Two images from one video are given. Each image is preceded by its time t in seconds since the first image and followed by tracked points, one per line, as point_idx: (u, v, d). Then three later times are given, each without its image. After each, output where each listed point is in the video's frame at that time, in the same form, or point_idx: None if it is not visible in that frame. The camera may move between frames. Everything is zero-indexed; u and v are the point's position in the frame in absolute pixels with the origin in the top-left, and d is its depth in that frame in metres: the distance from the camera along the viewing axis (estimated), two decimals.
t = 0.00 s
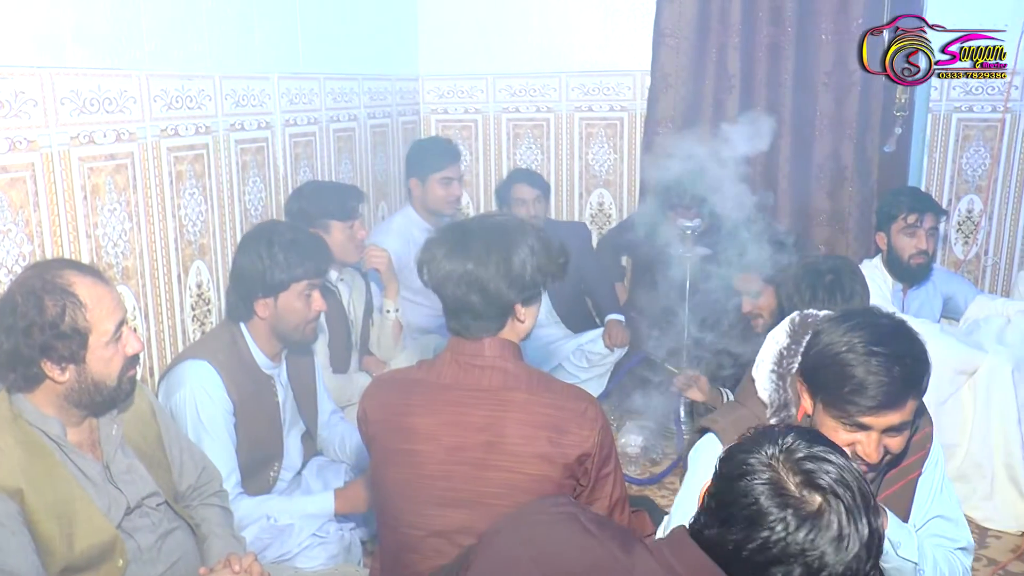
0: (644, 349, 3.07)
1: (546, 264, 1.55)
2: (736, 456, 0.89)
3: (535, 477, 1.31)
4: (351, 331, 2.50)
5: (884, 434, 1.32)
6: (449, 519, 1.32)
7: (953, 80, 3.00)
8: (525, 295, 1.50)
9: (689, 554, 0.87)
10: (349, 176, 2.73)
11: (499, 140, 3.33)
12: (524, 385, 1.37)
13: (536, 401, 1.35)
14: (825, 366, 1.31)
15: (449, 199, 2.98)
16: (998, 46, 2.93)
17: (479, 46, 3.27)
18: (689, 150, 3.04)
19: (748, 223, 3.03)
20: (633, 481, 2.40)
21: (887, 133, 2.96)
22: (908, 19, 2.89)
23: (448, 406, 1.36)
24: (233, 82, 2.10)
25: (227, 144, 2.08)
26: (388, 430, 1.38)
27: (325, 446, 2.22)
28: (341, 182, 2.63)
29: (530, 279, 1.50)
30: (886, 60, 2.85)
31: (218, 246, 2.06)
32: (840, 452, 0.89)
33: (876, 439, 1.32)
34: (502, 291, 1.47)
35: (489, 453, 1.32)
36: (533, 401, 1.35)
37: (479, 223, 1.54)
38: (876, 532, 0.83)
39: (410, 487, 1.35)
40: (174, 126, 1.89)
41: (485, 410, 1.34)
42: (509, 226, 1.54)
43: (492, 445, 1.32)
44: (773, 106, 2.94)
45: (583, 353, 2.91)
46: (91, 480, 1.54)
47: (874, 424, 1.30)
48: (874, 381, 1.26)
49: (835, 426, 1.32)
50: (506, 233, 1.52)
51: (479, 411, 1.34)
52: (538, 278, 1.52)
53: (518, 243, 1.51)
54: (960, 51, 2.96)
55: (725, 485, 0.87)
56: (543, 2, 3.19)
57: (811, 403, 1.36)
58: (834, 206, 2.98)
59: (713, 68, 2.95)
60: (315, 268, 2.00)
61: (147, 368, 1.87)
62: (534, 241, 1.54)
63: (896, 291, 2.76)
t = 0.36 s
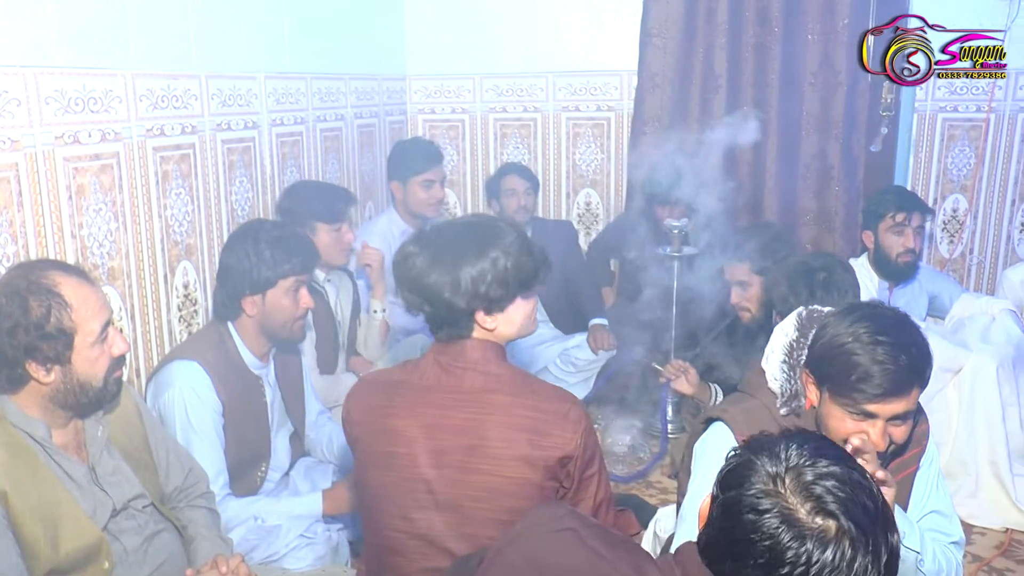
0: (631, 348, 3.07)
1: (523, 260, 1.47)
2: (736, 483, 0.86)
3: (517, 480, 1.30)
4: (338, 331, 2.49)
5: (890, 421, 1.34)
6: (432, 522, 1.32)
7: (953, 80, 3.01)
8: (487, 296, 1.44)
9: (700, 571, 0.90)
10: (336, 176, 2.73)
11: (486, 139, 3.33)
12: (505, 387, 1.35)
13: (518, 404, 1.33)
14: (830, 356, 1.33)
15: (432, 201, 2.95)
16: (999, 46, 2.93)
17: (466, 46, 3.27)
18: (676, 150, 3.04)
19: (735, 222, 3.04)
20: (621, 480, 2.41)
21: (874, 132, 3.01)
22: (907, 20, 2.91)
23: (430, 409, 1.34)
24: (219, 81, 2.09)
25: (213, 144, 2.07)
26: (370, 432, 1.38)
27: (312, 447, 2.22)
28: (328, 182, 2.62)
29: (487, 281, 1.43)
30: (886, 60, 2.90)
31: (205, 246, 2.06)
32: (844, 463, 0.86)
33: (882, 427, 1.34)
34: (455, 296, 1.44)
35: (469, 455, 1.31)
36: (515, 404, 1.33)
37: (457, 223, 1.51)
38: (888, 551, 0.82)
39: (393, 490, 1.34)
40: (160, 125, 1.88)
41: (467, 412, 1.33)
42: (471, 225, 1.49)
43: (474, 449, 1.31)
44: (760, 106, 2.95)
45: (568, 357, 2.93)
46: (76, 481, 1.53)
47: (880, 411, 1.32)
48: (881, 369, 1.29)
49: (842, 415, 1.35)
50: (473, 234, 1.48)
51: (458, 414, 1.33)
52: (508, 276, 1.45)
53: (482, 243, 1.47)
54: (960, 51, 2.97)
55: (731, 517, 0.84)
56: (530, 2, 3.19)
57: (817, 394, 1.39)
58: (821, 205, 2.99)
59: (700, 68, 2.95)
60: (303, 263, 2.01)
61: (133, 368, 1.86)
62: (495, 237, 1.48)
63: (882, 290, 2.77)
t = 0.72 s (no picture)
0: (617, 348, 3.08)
1: (494, 265, 1.42)
2: (681, 485, 0.87)
3: (490, 487, 1.28)
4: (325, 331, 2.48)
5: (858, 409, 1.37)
6: (412, 525, 1.31)
7: (953, 80, 3.00)
8: (452, 301, 1.40)
9: None
10: (322, 176, 2.72)
11: (472, 139, 3.33)
12: (480, 391, 1.33)
13: (491, 409, 1.31)
14: (799, 347, 1.40)
15: (422, 203, 2.98)
16: (998, 46, 2.91)
17: (452, 45, 3.27)
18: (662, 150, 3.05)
19: (721, 221, 3.04)
20: (607, 479, 2.41)
21: (859, 132, 3.07)
22: (908, 20, 2.98)
23: (405, 412, 1.33)
24: (203, 80, 2.08)
25: (198, 143, 2.06)
26: (349, 432, 1.37)
27: (298, 447, 2.21)
28: (313, 181, 2.62)
29: (451, 286, 1.39)
30: (886, 60, 3.00)
31: (190, 246, 2.05)
32: (788, 459, 0.87)
33: (848, 414, 1.37)
34: (421, 299, 1.41)
35: (445, 460, 1.29)
36: (489, 409, 1.31)
37: (435, 223, 1.47)
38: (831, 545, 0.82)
39: (371, 491, 1.34)
40: (145, 125, 1.88)
41: (442, 415, 1.31)
42: (448, 225, 1.45)
43: (449, 452, 1.29)
44: (745, 106, 2.96)
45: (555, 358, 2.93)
46: (60, 484, 1.53)
47: (844, 396, 1.36)
48: (844, 352, 1.35)
49: (809, 403, 1.39)
50: (447, 235, 1.44)
51: (434, 417, 1.31)
52: (475, 282, 1.40)
53: (452, 244, 1.42)
54: (960, 51, 2.96)
55: (674, 518, 0.85)
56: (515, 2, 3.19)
57: (787, 386, 1.44)
58: (807, 205, 3.00)
59: (686, 67, 2.96)
60: (286, 263, 2.02)
61: (118, 369, 1.83)
62: (469, 239, 1.43)
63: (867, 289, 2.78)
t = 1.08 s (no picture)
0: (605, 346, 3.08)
1: (471, 270, 1.41)
2: (590, 458, 0.90)
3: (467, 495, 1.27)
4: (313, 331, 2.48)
5: (830, 404, 1.42)
6: (393, 532, 1.30)
7: (954, 80, 2.99)
8: (429, 308, 1.40)
9: None
10: (311, 176, 2.72)
11: (461, 139, 3.32)
12: (458, 399, 1.32)
13: (471, 418, 1.30)
14: (771, 343, 1.46)
15: (415, 204, 3.06)
16: (999, 46, 2.92)
17: (440, 45, 3.26)
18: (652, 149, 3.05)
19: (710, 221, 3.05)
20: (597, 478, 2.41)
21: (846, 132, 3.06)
22: (908, 19, 2.96)
23: (386, 419, 1.31)
24: (191, 79, 2.07)
25: (186, 143, 2.05)
26: (330, 440, 1.36)
27: (287, 448, 2.21)
28: (302, 181, 2.61)
29: (428, 293, 1.39)
30: (886, 60, 3.00)
31: (179, 248, 2.01)
32: (695, 420, 0.91)
33: (821, 407, 1.42)
34: (397, 304, 1.41)
35: (424, 470, 1.28)
36: (468, 418, 1.30)
37: (414, 225, 1.46)
38: (745, 496, 0.86)
39: (350, 498, 1.33)
40: (132, 124, 1.87)
41: (421, 424, 1.30)
42: (427, 227, 1.44)
43: (428, 462, 1.28)
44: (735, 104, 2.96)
45: (545, 359, 3.01)
46: (47, 486, 1.52)
47: (816, 390, 1.41)
48: (816, 345, 1.40)
49: (783, 397, 1.45)
50: (426, 237, 1.43)
51: (414, 425, 1.30)
52: (454, 289, 1.40)
53: (431, 248, 1.42)
54: (960, 51, 2.96)
55: (588, 491, 0.88)
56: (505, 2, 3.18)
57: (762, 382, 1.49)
58: (797, 204, 3.02)
59: (677, 67, 2.96)
60: (272, 263, 2.08)
61: (105, 372, 1.77)
62: (447, 242, 1.42)
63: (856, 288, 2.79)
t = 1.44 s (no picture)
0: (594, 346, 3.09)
1: (446, 278, 1.41)
2: (454, 429, 0.87)
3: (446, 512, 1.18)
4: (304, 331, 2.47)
5: (804, 402, 1.39)
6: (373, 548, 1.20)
7: (953, 80, 3.02)
8: (407, 319, 1.39)
9: None
10: (300, 176, 2.71)
11: (450, 139, 3.33)
12: (441, 409, 1.25)
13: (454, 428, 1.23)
14: (744, 339, 1.41)
15: (401, 206, 3.02)
16: (999, 46, 2.96)
17: (429, 45, 3.26)
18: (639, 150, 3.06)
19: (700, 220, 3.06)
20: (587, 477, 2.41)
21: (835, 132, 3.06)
22: (909, 19, 2.99)
23: (362, 428, 1.25)
24: (179, 79, 2.06)
25: (174, 143, 2.04)
26: (309, 449, 1.28)
27: (276, 448, 2.20)
28: (292, 181, 2.61)
29: (404, 305, 1.39)
30: (886, 60, 3.02)
31: (167, 247, 2.01)
32: (557, 378, 0.88)
33: (794, 406, 1.39)
34: (374, 316, 1.40)
35: (401, 480, 1.19)
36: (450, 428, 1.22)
37: (386, 233, 1.45)
38: (609, 447, 0.84)
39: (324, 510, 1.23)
40: (120, 124, 1.86)
41: (401, 434, 1.22)
42: (399, 236, 1.43)
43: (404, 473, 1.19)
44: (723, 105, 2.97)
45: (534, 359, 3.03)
46: (34, 488, 1.51)
47: (788, 389, 1.38)
48: (789, 344, 1.36)
49: (757, 396, 1.41)
50: (396, 248, 1.42)
51: (392, 435, 1.23)
52: (431, 299, 1.40)
53: (403, 259, 1.41)
54: (960, 51, 2.99)
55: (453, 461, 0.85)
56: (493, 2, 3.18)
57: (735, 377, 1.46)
58: (787, 204, 3.04)
59: (663, 68, 2.97)
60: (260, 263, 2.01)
61: (93, 373, 1.75)
62: (420, 250, 1.42)
63: (845, 288, 2.80)
